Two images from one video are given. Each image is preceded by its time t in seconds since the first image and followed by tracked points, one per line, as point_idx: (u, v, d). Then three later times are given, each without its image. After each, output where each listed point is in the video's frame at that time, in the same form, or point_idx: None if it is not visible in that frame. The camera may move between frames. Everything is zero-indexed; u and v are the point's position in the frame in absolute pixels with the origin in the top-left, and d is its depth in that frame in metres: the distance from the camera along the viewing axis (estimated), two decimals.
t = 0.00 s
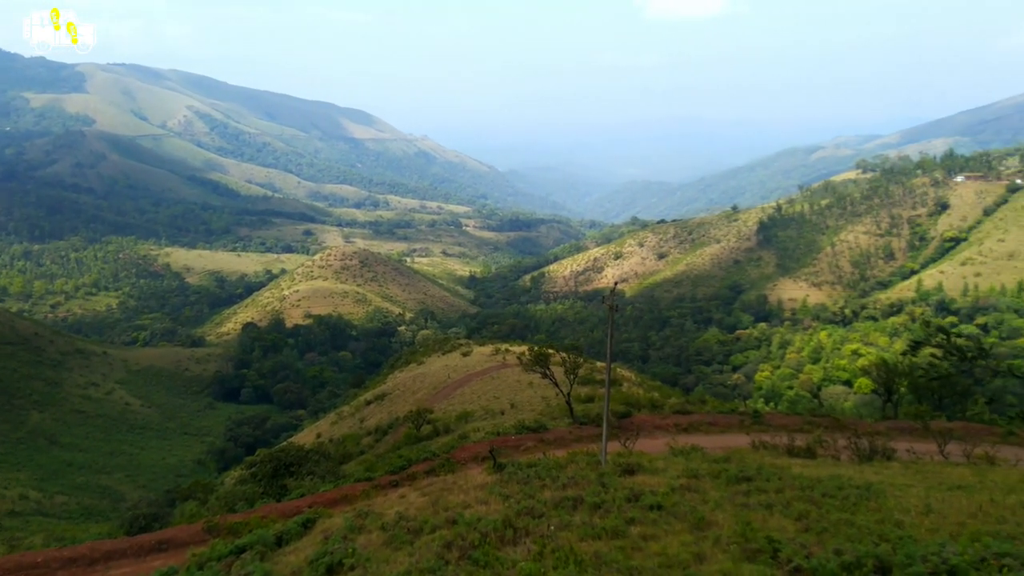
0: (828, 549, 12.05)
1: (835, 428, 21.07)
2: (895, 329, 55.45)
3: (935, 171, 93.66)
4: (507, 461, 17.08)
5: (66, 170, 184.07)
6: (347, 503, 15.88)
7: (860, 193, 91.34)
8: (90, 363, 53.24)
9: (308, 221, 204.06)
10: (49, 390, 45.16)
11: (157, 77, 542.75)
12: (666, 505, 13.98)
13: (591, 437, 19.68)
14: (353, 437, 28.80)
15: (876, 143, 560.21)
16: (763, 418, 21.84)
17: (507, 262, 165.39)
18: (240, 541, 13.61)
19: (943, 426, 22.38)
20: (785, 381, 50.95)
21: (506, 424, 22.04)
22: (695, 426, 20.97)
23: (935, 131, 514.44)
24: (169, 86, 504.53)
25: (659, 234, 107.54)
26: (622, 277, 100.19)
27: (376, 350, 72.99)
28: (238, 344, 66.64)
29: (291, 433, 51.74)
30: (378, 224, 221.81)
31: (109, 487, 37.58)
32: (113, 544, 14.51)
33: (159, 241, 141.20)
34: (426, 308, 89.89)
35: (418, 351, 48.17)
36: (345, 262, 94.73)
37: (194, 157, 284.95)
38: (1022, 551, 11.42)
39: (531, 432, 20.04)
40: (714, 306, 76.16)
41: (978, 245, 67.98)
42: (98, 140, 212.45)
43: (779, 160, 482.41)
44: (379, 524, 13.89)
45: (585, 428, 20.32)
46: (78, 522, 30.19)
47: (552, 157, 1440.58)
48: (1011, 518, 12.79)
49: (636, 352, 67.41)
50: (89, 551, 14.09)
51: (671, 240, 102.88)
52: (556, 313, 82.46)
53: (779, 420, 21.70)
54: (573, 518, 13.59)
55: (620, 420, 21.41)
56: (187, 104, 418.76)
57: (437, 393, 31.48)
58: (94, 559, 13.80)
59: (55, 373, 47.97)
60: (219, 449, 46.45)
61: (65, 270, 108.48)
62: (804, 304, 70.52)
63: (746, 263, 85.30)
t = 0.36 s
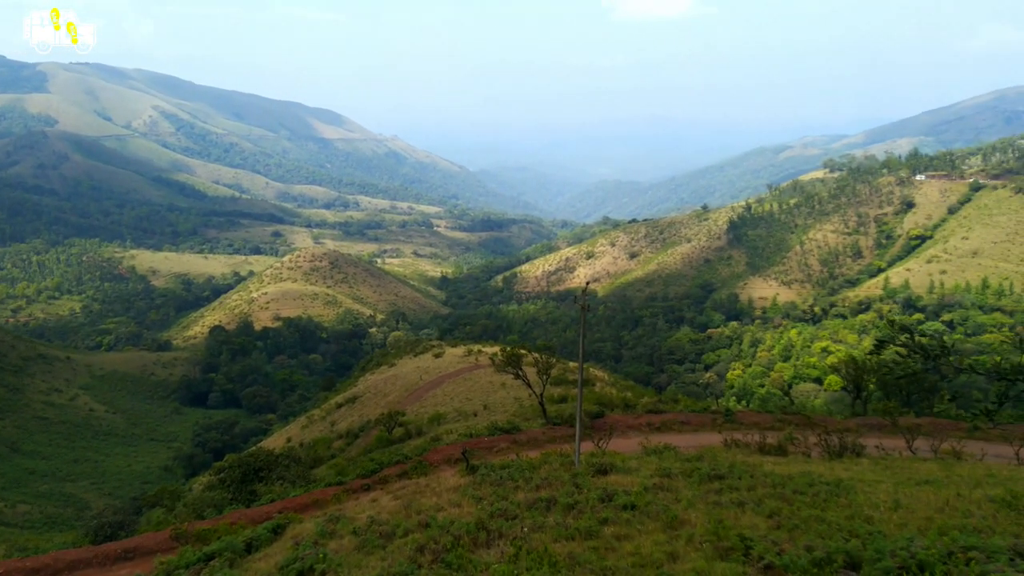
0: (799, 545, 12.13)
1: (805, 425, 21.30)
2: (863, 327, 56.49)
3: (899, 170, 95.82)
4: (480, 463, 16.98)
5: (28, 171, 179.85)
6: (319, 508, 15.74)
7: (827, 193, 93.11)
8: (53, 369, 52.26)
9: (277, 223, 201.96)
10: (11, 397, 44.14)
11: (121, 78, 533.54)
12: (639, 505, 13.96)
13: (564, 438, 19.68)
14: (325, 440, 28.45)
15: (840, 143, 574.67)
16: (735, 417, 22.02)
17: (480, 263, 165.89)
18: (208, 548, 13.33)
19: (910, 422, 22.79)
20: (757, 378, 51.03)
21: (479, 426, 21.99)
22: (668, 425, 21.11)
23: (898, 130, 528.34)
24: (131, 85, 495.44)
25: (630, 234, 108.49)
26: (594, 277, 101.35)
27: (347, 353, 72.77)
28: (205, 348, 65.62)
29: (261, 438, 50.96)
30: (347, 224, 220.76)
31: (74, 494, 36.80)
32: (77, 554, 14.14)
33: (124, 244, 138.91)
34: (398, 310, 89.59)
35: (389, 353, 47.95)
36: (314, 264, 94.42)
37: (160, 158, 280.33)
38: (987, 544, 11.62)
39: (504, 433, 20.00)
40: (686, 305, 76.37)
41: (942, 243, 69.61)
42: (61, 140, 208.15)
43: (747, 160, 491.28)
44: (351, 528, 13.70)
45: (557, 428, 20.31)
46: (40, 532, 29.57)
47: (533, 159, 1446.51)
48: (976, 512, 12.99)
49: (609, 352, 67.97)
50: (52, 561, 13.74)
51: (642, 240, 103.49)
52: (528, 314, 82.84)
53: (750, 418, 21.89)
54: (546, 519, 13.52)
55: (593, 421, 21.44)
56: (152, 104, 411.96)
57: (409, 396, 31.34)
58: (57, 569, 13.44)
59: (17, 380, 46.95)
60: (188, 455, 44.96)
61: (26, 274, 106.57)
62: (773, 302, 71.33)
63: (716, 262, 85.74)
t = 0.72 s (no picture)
0: (770, 541, 12.19)
1: (776, 422, 21.52)
2: (832, 323, 57.38)
3: (867, 168, 97.32)
4: (452, 465, 16.91)
5: None
6: (288, 513, 15.64)
7: (798, 190, 94.34)
8: (13, 375, 52.17)
9: (245, 224, 200.24)
10: None
11: (82, 76, 521.78)
12: (611, 504, 13.93)
13: (536, 438, 19.71)
14: (293, 444, 28.47)
15: (812, 139, 583.24)
16: (707, 416, 22.18)
17: (452, 262, 166.64)
18: (174, 555, 13.09)
19: (878, 418, 23.12)
20: (729, 376, 51.98)
21: (451, 427, 22.05)
22: (640, 424, 21.24)
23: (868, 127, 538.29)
24: (92, 84, 484.74)
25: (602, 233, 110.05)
26: (567, 276, 102.61)
27: (316, 355, 72.98)
28: (171, 352, 64.80)
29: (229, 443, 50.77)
30: (316, 224, 219.67)
31: (37, 503, 36.24)
32: (39, 564, 13.90)
33: (86, 246, 136.68)
34: (368, 311, 89.66)
35: (360, 355, 48.42)
36: (283, 266, 94.36)
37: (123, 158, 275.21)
38: (954, 537, 11.76)
39: (476, 434, 20.03)
40: (658, 305, 76.89)
41: (911, 239, 70.65)
42: (20, 141, 203.72)
43: (721, 156, 497.21)
44: (320, 532, 13.56)
45: (529, 428, 20.38)
46: None
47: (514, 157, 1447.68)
48: (944, 505, 13.12)
49: (581, 351, 68.40)
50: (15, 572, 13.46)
51: (614, 238, 105.37)
52: (500, 314, 83.31)
53: (722, 416, 22.06)
54: (517, 519, 13.45)
55: (565, 421, 21.52)
56: (111, 104, 403.21)
57: (382, 398, 31.48)
58: None
59: None
60: (153, 461, 44.84)
61: None
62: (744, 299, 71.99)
63: (687, 261, 86.43)
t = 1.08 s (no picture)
0: (738, 538, 12.25)
1: (745, 420, 21.91)
2: (800, 321, 57.93)
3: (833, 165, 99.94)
4: (422, 467, 16.85)
5: None
6: (257, 519, 15.76)
7: (767, 188, 96.79)
8: None
9: (208, 224, 198.82)
10: None
11: (40, 73, 507.87)
12: (581, 503, 13.91)
13: (506, 439, 19.91)
14: (261, 447, 29.69)
15: (783, 137, 595.24)
16: (678, 413, 22.74)
17: (421, 262, 169.88)
18: (138, 562, 12.88)
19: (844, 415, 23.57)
20: (698, 373, 53.06)
21: (422, 429, 22.32)
22: (609, 423, 21.65)
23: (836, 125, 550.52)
24: (49, 81, 471.32)
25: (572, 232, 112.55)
26: (537, 276, 104.73)
27: (283, 358, 74.18)
28: (134, 355, 64.74)
29: (193, 447, 51.36)
30: (282, 224, 219.41)
31: None
32: None
33: (45, 249, 134.31)
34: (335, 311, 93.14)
35: (327, 357, 49.32)
36: (247, 267, 97.18)
37: (83, 157, 269.50)
38: (919, 530, 11.90)
39: (446, 435, 20.35)
40: (627, 304, 77.58)
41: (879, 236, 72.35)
42: None
43: (692, 154, 505.77)
44: (288, 537, 13.42)
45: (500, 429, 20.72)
46: None
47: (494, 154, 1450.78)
48: (910, 499, 13.26)
49: (551, 350, 68.55)
50: None
51: (584, 237, 107.64)
52: (470, 314, 84.71)
53: (692, 414, 22.60)
54: (487, 520, 13.40)
55: (536, 421, 21.90)
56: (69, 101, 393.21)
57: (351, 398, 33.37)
58: None
59: None
60: (116, 467, 44.59)
61: None
62: (714, 297, 73.29)
63: (657, 260, 88.56)
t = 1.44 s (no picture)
0: (700, 534, 12.35)
1: (705, 416, 23.59)
2: (757, 315, 64.64)
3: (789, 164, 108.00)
4: (385, 471, 17.06)
5: None
6: (214, 526, 16.07)
7: (726, 185, 106.22)
8: None
9: (162, 226, 199.12)
10: None
11: None
12: (544, 503, 13.99)
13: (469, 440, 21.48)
14: (220, 454, 32.63)
15: (742, 136, 621.40)
16: (640, 411, 24.44)
17: (382, 262, 183.27)
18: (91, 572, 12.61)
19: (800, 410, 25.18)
20: (659, 373, 57.93)
21: (385, 432, 24.00)
22: (572, 422, 22.96)
23: (796, 124, 575.36)
24: None
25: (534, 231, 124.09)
26: (500, 275, 113.79)
27: (241, 361, 80.94)
28: (88, 361, 70.57)
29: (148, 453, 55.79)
30: (240, 224, 226.52)
31: None
32: None
33: None
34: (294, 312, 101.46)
35: (288, 359, 56.16)
36: (204, 269, 104.99)
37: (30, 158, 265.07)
38: (877, 522, 12.11)
39: (409, 439, 22.11)
40: (589, 301, 85.26)
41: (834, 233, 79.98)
42: None
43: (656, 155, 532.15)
44: (247, 544, 13.28)
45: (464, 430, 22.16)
46: None
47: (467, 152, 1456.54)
48: (867, 493, 13.55)
49: (514, 350, 73.12)
50: None
51: (546, 236, 118.28)
52: (433, 313, 91.59)
53: (654, 411, 24.30)
54: (450, 521, 13.42)
55: (500, 421, 23.44)
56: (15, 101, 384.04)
57: (313, 403, 36.94)
58: None
59: None
60: (69, 476, 48.71)
61: None
62: (674, 295, 81.01)
63: (618, 258, 98.88)
